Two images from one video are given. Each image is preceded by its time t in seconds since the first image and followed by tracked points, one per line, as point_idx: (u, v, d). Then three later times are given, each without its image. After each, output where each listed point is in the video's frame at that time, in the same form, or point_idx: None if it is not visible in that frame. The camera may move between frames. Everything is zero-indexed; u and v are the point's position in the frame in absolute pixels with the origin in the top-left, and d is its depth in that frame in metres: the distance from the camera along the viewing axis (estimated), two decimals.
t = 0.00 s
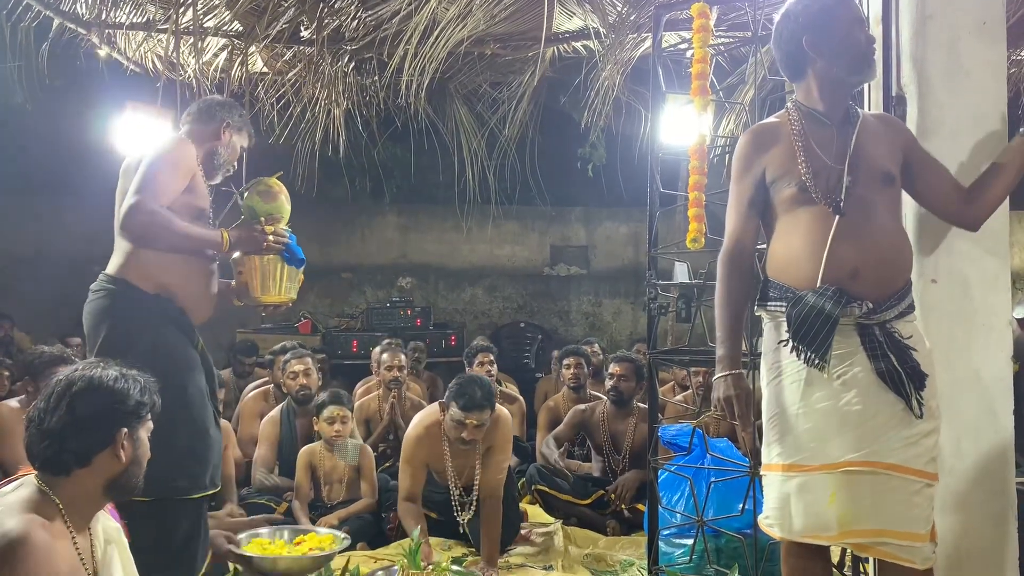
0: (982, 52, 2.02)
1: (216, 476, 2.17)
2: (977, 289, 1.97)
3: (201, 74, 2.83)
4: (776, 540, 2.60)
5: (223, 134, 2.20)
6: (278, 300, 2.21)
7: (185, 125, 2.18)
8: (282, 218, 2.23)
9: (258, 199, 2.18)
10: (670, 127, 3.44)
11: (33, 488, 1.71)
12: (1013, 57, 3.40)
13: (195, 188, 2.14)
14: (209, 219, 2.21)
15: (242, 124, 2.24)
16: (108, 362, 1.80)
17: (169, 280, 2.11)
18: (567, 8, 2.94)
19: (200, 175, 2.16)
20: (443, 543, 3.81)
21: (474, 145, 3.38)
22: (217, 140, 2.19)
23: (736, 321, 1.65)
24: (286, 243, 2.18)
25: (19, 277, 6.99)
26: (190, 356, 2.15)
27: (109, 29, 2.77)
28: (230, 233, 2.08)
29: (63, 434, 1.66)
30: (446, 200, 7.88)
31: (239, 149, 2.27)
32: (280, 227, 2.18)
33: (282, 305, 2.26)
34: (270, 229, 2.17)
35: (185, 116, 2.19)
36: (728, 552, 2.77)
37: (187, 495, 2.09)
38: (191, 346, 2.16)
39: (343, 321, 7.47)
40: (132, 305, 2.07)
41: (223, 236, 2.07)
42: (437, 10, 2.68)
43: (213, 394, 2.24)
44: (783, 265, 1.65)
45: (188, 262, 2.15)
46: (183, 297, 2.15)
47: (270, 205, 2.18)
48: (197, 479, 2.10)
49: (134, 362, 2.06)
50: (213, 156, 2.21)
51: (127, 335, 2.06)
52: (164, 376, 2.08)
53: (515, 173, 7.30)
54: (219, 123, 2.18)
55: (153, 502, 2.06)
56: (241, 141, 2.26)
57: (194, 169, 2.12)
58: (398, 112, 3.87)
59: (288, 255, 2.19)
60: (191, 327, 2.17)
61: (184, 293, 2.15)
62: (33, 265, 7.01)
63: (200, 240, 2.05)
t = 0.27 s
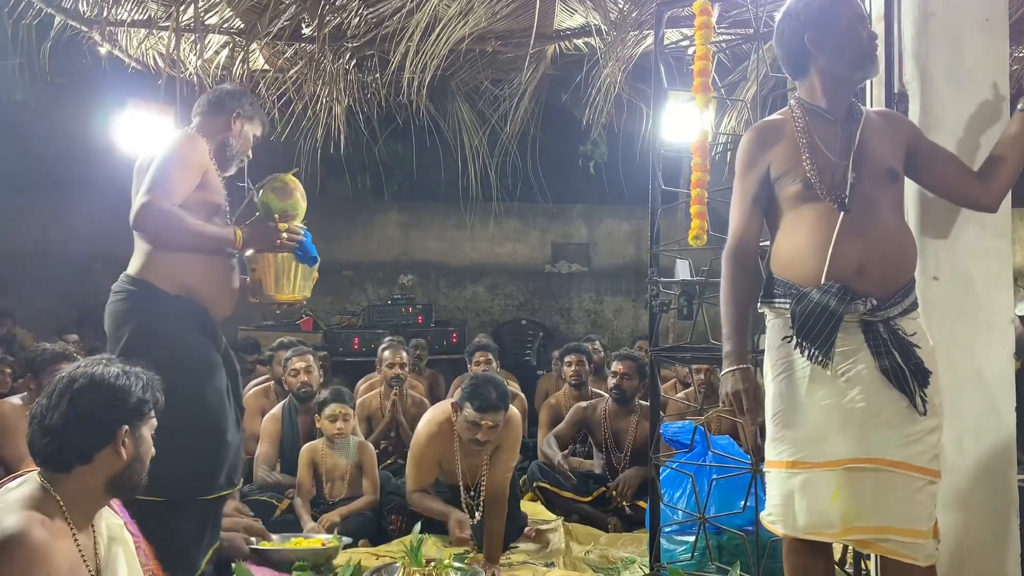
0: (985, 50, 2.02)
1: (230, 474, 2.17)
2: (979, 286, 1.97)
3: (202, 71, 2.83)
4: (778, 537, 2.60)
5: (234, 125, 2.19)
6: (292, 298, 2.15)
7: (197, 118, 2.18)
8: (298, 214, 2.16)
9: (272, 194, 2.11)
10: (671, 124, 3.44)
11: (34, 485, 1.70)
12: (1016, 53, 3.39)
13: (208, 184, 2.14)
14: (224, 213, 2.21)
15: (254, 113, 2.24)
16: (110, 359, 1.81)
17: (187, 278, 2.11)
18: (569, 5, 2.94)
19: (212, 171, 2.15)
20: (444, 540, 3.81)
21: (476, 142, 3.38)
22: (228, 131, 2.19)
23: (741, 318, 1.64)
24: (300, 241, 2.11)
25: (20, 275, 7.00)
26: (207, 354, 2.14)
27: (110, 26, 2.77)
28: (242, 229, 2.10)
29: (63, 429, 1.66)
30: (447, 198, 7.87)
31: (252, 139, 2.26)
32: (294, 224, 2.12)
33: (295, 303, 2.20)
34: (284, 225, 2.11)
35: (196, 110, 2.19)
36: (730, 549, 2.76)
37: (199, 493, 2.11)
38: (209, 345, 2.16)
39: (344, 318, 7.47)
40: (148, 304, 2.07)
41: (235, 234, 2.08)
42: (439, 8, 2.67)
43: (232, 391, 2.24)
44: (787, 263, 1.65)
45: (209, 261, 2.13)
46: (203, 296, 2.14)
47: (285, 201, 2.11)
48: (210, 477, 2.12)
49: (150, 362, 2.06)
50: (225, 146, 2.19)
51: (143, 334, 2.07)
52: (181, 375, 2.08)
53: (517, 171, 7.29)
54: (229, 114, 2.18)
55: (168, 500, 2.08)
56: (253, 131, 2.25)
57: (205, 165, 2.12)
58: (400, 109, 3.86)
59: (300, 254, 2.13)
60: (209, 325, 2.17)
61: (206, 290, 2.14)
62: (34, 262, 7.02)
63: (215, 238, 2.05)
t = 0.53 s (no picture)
0: (988, 45, 2.01)
1: (255, 467, 2.08)
2: (981, 282, 1.96)
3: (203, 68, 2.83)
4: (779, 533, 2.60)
5: (249, 116, 2.12)
6: (315, 295, 2.14)
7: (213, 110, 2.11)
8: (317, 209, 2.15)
9: (291, 189, 2.10)
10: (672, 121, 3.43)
11: (32, 482, 1.71)
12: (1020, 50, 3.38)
13: (224, 181, 2.06)
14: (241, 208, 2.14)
15: (272, 103, 2.17)
16: (108, 354, 1.80)
17: (202, 275, 2.02)
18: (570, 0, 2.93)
19: (226, 166, 2.07)
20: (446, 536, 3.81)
21: (476, 139, 3.37)
22: (243, 123, 2.12)
23: (748, 314, 1.64)
24: (320, 237, 2.10)
25: (22, 271, 7.00)
26: (223, 349, 2.05)
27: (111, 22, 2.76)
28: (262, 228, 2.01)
29: (59, 425, 1.66)
30: (448, 194, 7.87)
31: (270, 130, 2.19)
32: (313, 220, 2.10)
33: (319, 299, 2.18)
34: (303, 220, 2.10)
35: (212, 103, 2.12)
36: (731, 545, 2.78)
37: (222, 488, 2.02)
38: (226, 339, 2.06)
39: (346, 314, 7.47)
40: (161, 301, 1.99)
41: (256, 230, 1.99)
42: (440, 4, 2.67)
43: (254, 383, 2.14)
44: (793, 259, 1.65)
45: (223, 258, 2.04)
46: (221, 291, 2.05)
47: (304, 196, 2.10)
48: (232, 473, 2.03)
49: (163, 360, 1.99)
50: (240, 139, 2.13)
51: (156, 333, 1.99)
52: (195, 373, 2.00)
53: (518, 167, 7.28)
54: (243, 106, 2.11)
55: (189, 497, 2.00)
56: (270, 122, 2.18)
57: (219, 162, 2.04)
58: (401, 105, 3.86)
59: (319, 250, 2.10)
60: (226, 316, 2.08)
61: (222, 285, 2.05)
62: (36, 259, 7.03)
63: (232, 234, 1.97)
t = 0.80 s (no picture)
0: (989, 41, 2.00)
1: (270, 465, 2.00)
2: (981, 279, 1.96)
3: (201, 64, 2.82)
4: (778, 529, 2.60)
5: (265, 112, 2.07)
6: (334, 291, 2.09)
7: (230, 109, 2.08)
8: (335, 206, 2.07)
9: (309, 185, 2.03)
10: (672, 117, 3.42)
11: (25, 481, 1.72)
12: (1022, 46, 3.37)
13: (242, 180, 2.00)
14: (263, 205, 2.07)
15: (290, 97, 2.11)
16: (102, 350, 1.80)
17: (224, 273, 1.95)
18: None
19: (243, 165, 2.02)
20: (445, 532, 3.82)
21: (476, 135, 3.36)
22: (259, 119, 2.07)
23: (747, 310, 1.64)
24: (337, 234, 2.01)
25: (20, 267, 6.99)
26: (242, 347, 1.98)
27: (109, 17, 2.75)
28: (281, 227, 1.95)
29: (49, 423, 1.65)
30: (448, 190, 7.85)
31: (289, 123, 2.14)
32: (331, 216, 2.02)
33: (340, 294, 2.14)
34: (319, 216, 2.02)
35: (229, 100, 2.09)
36: (729, 541, 2.75)
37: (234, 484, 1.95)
38: (247, 337, 1.99)
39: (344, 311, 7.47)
40: (185, 298, 1.94)
41: (273, 230, 1.94)
42: None
43: (275, 380, 2.05)
44: (794, 255, 1.65)
45: (246, 255, 1.97)
46: (243, 290, 1.98)
47: (320, 194, 2.02)
48: (247, 471, 1.96)
49: (183, 357, 1.92)
50: (258, 135, 2.09)
51: (175, 329, 1.93)
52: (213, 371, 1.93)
53: (517, 163, 7.27)
54: (257, 102, 2.06)
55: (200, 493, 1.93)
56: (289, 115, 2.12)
57: (235, 162, 1.99)
58: (400, 101, 3.84)
59: (336, 247, 2.04)
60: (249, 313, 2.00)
61: (246, 285, 1.98)
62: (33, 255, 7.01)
63: (250, 234, 1.91)
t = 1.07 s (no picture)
0: (986, 37, 2.01)
1: (292, 471, 1.98)
2: (978, 275, 1.97)
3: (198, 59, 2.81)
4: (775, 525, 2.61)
5: (301, 116, 1.99)
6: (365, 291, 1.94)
7: (267, 117, 2.02)
8: (363, 205, 1.95)
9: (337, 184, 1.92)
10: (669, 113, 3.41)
11: (11, 481, 1.69)
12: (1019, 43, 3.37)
13: (276, 183, 1.93)
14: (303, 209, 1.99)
15: (327, 103, 2.03)
16: (90, 346, 1.76)
17: (260, 276, 1.89)
18: None
19: (278, 169, 1.95)
20: (442, 529, 3.83)
21: (474, 132, 3.36)
22: (295, 124, 1.99)
23: (747, 306, 1.64)
24: (362, 232, 1.90)
25: (16, 264, 6.98)
26: (276, 353, 1.93)
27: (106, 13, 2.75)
28: (307, 231, 1.91)
29: (34, 422, 1.62)
30: (445, 187, 7.84)
31: (327, 129, 2.06)
32: (356, 212, 1.92)
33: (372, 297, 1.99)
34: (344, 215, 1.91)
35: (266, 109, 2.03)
36: (726, 537, 2.76)
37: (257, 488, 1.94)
38: (282, 343, 1.94)
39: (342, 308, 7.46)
40: (225, 299, 1.90)
41: (299, 231, 1.89)
42: None
43: (308, 388, 2.01)
44: (793, 251, 1.65)
45: (280, 257, 1.90)
46: (280, 295, 1.92)
47: (346, 190, 1.91)
48: (271, 478, 1.95)
49: (219, 355, 1.89)
50: (295, 140, 2.01)
51: (212, 330, 1.90)
52: (247, 375, 1.90)
53: (515, 160, 7.26)
54: (291, 107, 1.98)
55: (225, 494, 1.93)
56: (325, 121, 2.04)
57: (269, 165, 1.92)
58: (398, 98, 3.83)
59: (361, 243, 1.90)
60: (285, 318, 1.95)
61: (279, 287, 1.91)
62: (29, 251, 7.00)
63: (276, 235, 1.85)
